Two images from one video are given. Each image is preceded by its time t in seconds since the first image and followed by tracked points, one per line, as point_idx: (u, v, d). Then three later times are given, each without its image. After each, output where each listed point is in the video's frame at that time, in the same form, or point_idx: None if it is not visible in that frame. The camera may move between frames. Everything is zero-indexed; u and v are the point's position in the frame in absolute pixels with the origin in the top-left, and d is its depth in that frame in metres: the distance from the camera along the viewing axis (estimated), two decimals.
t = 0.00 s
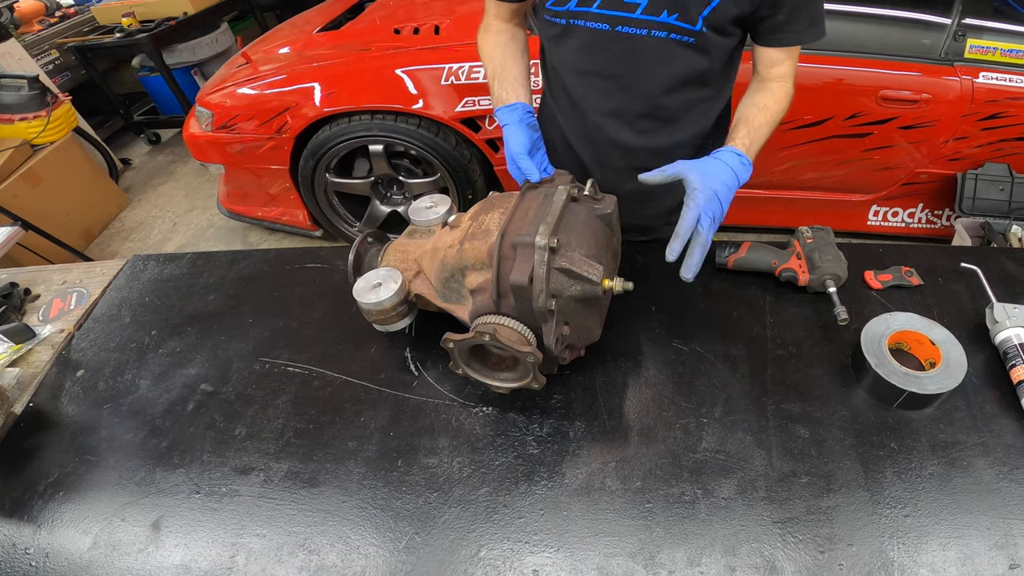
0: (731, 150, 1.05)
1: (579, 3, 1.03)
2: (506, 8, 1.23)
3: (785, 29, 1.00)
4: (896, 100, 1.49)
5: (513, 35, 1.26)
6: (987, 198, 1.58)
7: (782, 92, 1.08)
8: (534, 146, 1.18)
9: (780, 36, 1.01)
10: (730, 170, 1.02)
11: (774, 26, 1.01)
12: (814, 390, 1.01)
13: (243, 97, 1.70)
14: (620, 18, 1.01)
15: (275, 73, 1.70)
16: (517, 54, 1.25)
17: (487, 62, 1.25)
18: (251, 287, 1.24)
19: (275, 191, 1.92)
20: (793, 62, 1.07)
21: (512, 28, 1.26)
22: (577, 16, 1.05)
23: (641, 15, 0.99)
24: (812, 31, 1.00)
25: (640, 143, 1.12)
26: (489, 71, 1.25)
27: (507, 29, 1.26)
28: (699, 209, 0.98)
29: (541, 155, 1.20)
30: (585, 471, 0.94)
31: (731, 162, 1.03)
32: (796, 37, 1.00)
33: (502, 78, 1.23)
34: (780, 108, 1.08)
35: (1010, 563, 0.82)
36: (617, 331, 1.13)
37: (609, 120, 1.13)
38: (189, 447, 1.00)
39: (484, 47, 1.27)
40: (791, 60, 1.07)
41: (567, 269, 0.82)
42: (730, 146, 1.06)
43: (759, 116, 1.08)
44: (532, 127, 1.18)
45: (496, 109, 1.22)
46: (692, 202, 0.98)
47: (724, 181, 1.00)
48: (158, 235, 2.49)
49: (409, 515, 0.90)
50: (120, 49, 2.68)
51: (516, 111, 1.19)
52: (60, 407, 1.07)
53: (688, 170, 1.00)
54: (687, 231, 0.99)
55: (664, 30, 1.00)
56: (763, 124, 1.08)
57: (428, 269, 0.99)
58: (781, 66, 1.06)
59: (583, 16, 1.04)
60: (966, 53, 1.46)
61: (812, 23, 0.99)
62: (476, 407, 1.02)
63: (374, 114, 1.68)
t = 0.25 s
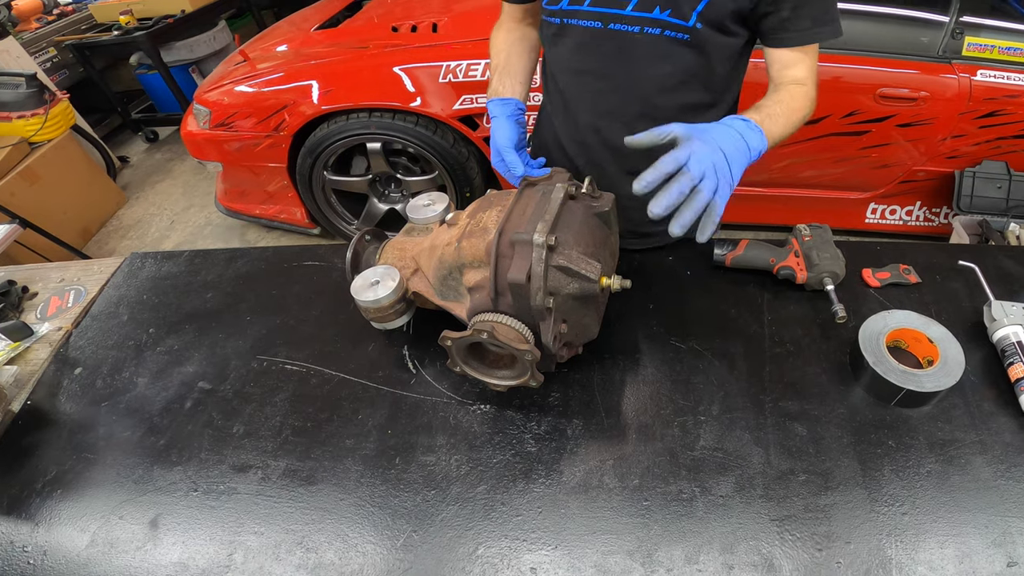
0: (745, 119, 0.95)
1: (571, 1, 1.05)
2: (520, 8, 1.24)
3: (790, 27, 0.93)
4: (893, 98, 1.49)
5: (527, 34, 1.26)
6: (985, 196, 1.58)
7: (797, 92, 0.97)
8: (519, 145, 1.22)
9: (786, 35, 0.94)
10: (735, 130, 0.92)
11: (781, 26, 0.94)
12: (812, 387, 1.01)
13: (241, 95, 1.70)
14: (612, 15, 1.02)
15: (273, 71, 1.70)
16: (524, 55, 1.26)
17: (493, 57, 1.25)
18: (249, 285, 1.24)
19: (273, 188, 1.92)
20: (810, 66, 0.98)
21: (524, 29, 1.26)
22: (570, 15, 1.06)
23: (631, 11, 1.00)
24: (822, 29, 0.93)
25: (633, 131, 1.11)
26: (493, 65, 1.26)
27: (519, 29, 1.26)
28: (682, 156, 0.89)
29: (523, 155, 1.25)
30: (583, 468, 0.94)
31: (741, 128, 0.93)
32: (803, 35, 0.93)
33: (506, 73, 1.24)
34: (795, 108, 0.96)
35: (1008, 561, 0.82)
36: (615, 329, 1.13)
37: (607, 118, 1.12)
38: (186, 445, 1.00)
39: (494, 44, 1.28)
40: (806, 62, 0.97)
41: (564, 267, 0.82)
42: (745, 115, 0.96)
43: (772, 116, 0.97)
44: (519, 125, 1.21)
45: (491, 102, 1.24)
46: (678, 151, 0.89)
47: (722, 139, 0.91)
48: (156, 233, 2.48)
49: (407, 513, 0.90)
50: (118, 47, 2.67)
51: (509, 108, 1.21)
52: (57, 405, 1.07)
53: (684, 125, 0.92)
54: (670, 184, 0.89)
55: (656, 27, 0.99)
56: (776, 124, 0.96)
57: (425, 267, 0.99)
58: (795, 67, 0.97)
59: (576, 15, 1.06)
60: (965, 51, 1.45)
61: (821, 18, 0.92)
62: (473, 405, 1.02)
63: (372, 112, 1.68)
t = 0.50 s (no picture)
0: (717, 128, 0.87)
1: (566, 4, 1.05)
2: (525, 8, 1.25)
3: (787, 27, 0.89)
4: (891, 95, 1.49)
5: (531, 34, 1.26)
6: (983, 193, 1.59)
7: (796, 98, 0.90)
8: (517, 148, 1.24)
9: (783, 38, 0.90)
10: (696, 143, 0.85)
11: (776, 25, 0.91)
12: (810, 385, 1.01)
13: (238, 93, 1.70)
14: (607, 18, 1.01)
15: (271, 68, 1.70)
16: (528, 55, 1.26)
17: (498, 53, 1.27)
18: (246, 283, 1.24)
19: (271, 186, 1.92)
20: (813, 71, 0.91)
21: (529, 28, 1.27)
22: (565, 18, 1.06)
23: (626, 14, 0.99)
24: (819, 32, 0.87)
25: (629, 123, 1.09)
26: (497, 63, 1.27)
27: (525, 28, 1.27)
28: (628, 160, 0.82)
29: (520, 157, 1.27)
30: (581, 466, 0.94)
31: (711, 139, 0.86)
32: (801, 39, 0.89)
33: (508, 70, 1.25)
34: (795, 112, 0.89)
35: (1006, 559, 0.82)
36: (613, 327, 1.13)
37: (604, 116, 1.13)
38: (184, 442, 1.00)
39: (498, 42, 1.29)
40: (807, 68, 0.91)
41: (562, 264, 0.81)
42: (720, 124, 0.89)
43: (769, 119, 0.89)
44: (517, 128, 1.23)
45: (492, 101, 1.26)
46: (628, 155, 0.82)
47: (680, 147, 0.84)
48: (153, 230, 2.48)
49: (405, 511, 0.90)
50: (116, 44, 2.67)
51: (509, 110, 1.23)
52: (55, 403, 1.07)
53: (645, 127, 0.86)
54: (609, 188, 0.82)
55: (652, 29, 0.99)
56: (772, 126, 0.88)
57: (423, 265, 0.99)
58: (793, 75, 0.91)
59: (571, 18, 1.06)
60: (962, 49, 1.46)
61: (818, 20, 0.87)
62: (471, 403, 1.02)
63: (369, 110, 1.67)
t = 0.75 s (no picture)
0: (664, 190, 0.89)
1: (560, 7, 1.06)
2: (521, 5, 1.26)
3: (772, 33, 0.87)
4: (888, 93, 1.49)
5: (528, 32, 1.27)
6: (980, 191, 1.60)
7: (776, 120, 0.89)
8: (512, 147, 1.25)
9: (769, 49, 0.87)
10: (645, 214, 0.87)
11: (761, 33, 0.89)
12: (807, 383, 1.01)
13: (236, 91, 1.70)
14: (600, 23, 1.02)
15: (268, 66, 1.70)
16: (524, 53, 1.26)
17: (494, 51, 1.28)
18: (244, 281, 1.24)
19: (268, 184, 1.91)
20: (801, 85, 0.88)
21: (525, 26, 1.27)
22: (561, 20, 1.07)
23: (618, 19, 0.99)
24: (806, 41, 0.85)
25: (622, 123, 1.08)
26: (494, 61, 1.28)
27: (521, 25, 1.27)
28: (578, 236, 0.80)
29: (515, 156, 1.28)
30: (578, 464, 0.94)
31: (658, 205, 0.88)
32: (787, 49, 0.86)
33: (504, 68, 1.26)
34: (770, 136, 0.88)
35: (1003, 556, 0.82)
36: (610, 325, 1.13)
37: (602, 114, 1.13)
38: (182, 440, 1.00)
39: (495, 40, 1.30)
40: (794, 82, 0.88)
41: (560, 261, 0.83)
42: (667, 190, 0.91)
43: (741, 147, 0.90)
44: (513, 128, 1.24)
45: (488, 100, 1.26)
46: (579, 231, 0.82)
47: (629, 223, 0.85)
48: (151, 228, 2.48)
49: (402, 508, 0.90)
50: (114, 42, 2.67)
51: (505, 109, 1.23)
52: (53, 401, 1.07)
53: (592, 193, 0.85)
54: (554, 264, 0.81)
55: (644, 35, 0.99)
56: (743, 153, 0.89)
57: (421, 262, 0.99)
58: (778, 90, 0.89)
59: (566, 20, 1.07)
60: (961, 46, 1.46)
61: (804, 30, 0.85)
62: (469, 401, 1.02)
63: (367, 108, 1.67)
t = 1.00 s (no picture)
0: (604, 263, 0.82)
1: (557, 12, 1.03)
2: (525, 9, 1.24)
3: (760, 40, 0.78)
4: (886, 91, 1.49)
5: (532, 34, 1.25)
6: (978, 188, 1.61)
7: (747, 149, 0.80)
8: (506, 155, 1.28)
9: (749, 55, 0.78)
10: (584, 297, 0.81)
11: (746, 38, 0.79)
12: (805, 380, 1.01)
13: (234, 88, 1.70)
14: (596, 30, 0.99)
15: (266, 64, 1.70)
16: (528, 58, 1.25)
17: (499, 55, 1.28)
18: (241, 279, 1.24)
19: (266, 181, 1.91)
20: (780, 100, 0.78)
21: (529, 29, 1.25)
22: (560, 26, 1.04)
23: (614, 26, 0.96)
24: (790, 50, 0.75)
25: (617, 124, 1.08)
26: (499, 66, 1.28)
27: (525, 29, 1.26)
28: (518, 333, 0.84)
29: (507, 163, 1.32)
30: (576, 461, 0.94)
31: (597, 282, 0.82)
32: (773, 56, 0.76)
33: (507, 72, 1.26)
34: (736, 169, 0.80)
35: (1001, 554, 0.82)
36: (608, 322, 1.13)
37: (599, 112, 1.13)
38: (179, 438, 1.00)
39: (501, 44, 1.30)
40: (772, 99, 0.78)
41: (558, 260, 0.83)
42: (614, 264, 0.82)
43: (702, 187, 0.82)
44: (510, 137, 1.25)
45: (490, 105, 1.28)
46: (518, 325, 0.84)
47: (566, 317, 0.82)
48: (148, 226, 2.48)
49: (400, 506, 0.90)
50: (112, 39, 2.67)
51: (509, 120, 1.25)
52: (50, 398, 1.07)
53: (534, 277, 0.81)
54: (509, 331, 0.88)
55: (642, 41, 0.96)
56: (698, 200, 0.82)
57: (418, 260, 1.00)
58: (756, 111, 0.79)
59: (564, 25, 1.04)
60: (958, 44, 1.46)
61: (792, 36, 0.75)
62: (466, 398, 1.02)
63: (365, 105, 1.67)
